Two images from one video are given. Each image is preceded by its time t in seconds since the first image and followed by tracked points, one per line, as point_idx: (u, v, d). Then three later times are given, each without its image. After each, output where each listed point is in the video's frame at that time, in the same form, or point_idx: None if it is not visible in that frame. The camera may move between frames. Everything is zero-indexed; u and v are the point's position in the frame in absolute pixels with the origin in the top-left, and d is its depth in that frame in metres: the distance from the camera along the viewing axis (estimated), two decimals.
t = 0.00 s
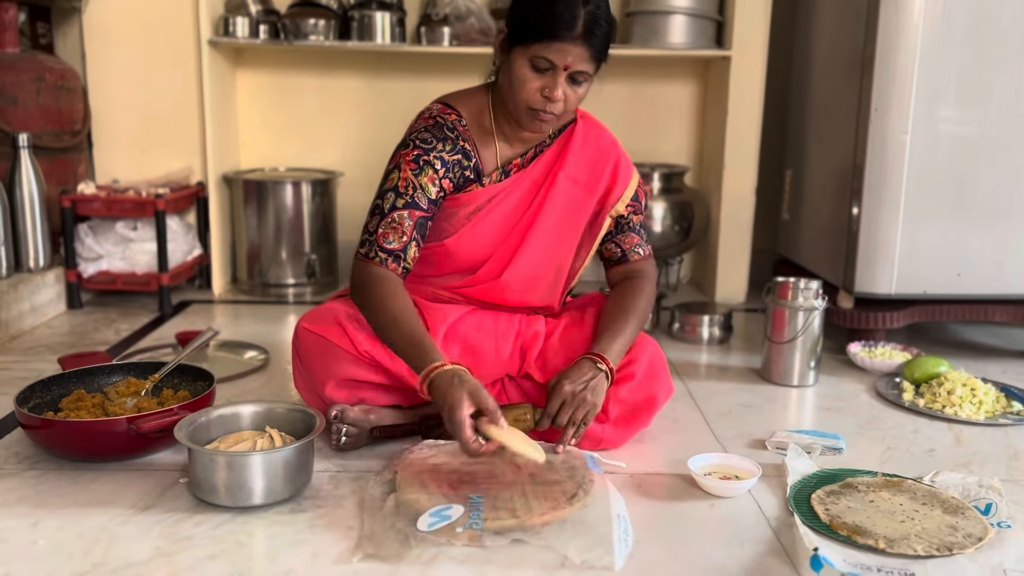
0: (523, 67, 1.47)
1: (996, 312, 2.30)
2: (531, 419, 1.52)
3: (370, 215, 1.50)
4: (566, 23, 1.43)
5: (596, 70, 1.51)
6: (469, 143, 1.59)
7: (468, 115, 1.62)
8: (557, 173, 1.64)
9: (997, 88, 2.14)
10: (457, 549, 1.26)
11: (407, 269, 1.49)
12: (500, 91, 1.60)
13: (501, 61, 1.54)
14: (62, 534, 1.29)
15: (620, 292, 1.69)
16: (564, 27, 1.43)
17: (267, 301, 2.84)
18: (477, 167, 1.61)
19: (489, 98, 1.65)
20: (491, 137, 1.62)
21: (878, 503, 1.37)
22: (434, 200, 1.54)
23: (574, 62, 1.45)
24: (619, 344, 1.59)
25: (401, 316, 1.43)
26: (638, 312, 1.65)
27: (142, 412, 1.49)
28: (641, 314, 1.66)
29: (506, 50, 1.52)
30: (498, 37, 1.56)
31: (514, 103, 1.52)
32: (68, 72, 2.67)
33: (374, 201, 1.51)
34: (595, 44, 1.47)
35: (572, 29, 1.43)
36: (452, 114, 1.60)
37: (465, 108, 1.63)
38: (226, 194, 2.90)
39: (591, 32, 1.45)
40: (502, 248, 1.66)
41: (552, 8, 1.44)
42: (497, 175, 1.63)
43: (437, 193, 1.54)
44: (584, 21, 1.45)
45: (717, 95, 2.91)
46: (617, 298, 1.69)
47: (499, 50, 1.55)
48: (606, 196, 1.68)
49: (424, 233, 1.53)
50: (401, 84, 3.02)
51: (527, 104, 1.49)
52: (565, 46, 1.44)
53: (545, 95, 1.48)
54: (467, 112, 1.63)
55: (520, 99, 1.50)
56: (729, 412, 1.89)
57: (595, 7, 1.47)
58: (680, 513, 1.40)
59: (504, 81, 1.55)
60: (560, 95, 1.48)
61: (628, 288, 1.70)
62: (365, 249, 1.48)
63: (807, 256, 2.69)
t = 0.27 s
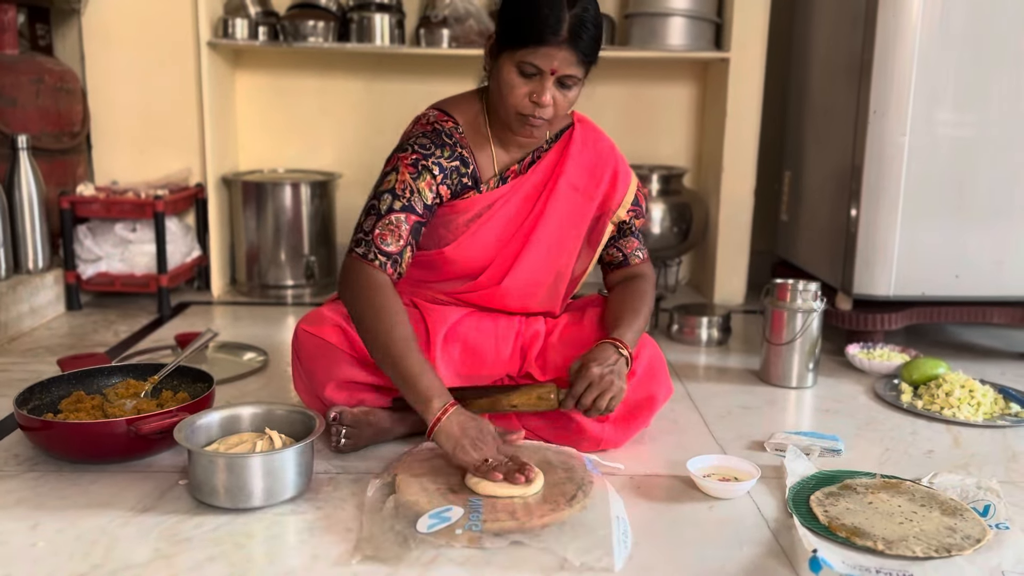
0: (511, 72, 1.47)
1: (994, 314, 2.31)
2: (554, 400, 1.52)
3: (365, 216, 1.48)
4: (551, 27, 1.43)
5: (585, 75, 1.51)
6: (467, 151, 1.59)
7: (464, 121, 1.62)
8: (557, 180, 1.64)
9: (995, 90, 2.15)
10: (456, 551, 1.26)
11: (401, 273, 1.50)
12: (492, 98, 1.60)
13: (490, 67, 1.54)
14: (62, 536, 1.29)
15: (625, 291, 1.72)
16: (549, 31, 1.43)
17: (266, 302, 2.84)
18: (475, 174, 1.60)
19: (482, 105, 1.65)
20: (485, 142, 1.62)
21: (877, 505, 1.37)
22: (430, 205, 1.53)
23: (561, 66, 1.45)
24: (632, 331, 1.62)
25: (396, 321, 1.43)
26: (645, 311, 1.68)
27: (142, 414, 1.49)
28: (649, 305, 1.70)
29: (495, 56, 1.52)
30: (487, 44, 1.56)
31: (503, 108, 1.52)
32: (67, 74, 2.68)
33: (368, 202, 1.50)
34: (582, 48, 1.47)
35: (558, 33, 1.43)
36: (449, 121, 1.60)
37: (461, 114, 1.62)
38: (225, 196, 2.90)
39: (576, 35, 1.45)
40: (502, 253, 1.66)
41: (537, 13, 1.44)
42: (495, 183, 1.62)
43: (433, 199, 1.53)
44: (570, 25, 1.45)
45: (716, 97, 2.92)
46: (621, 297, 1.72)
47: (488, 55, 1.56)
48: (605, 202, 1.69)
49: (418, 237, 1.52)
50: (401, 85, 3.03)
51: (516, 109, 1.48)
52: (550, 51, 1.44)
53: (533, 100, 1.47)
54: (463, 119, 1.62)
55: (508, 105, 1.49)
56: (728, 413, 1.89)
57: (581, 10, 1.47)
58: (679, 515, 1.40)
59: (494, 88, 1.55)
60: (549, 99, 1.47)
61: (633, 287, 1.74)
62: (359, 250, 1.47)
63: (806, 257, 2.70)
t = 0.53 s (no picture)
0: (487, 81, 1.47)
1: (994, 315, 2.31)
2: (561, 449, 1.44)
3: (337, 218, 1.53)
4: (523, 33, 1.42)
5: (566, 76, 1.50)
6: (447, 159, 1.60)
7: (448, 129, 1.64)
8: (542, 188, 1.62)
9: (994, 90, 2.15)
10: (456, 551, 1.26)
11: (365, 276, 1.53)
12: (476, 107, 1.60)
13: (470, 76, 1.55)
14: (60, 536, 1.29)
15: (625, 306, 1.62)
16: (520, 37, 1.42)
17: (266, 303, 2.84)
18: (457, 181, 1.62)
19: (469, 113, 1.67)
20: (469, 150, 1.63)
21: (876, 506, 1.37)
22: (402, 211, 1.56)
23: (535, 71, 1.44)
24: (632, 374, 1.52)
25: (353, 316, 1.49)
26: (646, 335, 1.58)
27: (141, 414, 1.49)
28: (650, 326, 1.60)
29: (472, 65, 1.52)
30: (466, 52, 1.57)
31: (485, 116, 1.52)
32: (66, 74, 2.67)
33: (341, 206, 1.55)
34: (558, 52, 1.45)
35: (529, 40, 1.42)
36: (433, 128, 1.62)
37: (447, 123, 1.64)
38: (224, 197, 2.90)
39: (550, 39, 1.43)
40: (492, 259, 1.65)
41: (508, 20, 1.43)
42: (478, 190, 1.62)
43: (406, 204, 1.56)
44: (542, 29, 1.43)
45: (715, 99, 2.92)
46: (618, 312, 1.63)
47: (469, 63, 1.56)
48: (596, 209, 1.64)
49: (386, 241, 1.55)
50: (400, 86, 3.03)
51: (495, 116, 1.48)
52: (523, 57, 1.43)
53: (511, 107, 1.47)
54: (449, 127, 1.64)
55: (489, 112, 1.50)
56: (727, 414, 1.89)
57: (555, 13, 1.45)
58: (679, 516, 1.40)
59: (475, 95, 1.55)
60: (527, 104, 1.46)
61: (634, 301, 1.63)
62: (325, 252, 1.52)
63: (805, 258, 2.70)
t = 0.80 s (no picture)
0: (485, 114, 1.46)
1: (994, 315, 2.30)
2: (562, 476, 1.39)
3: (337, 240, 1.49)
4: (522, 70, 1.40)
5: (565, 110, 1.48)
6: (446, 179, 1.56)
7: (448, 147, 1.59)
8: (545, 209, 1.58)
9: (994, 91, 2.15)
10: (455, 552, 1.26)
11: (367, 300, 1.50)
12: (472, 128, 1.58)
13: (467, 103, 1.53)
14: (59, 536, 1.29)
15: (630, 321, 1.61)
16: (519, 74, 1.40)
17: (265, 303, 2.84)
18: (455, 203, 1.58)
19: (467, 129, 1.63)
20: (469, 169, 1.59)
21: (876, 506, 1.37)
22: (403, 233, 1.52)
23: (533, 108, 1.42)
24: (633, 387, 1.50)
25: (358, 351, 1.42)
26: (649, 355, 1.56)
27: (140, 414, 1.49)
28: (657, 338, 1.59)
29: (469, 94, 1.50)
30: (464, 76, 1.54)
31: (483, 146, 1.51)
32: (66, 74, 2.67)
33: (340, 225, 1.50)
34: (557, 88, 1.43)
35: (528, 77, 1.40)
36: (432, 147, 1.57)
37: (446, 140, 1.59)
38: (224, 197, 2.90)
39: (549, 76, 1.41)
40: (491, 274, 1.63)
41: (506, 55, 1.41)
42: (476, 211, 1.58)
43: (407, 226, 1.52)
44: (541, 66, 1.41)
45: (715, 99, 2.92)
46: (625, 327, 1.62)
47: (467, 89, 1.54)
48: (599, 228, 1.62)
49: (388, 264, 1.52)
50: (400, 86, 3.02)
51: (493, 149, 1.47)
52: (521, 95, 1.41)
53: (509, 142, 1.45)
54: (447, 145, 1.59)
55: (487, 145, 1.49)
56: (727, 414, 1.89)
57: (555, 49, 1.43)
58: (678, 516, 1.40)
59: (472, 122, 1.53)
60: (525, 140, 1.45)
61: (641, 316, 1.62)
62: (324, 275, 1.48)
63: (805, 258, 2.70)
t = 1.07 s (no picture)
0: (491, 89, 1.46)
1: (994, 315, 2.30)
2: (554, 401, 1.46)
3: (352, 220, 1.47)
4: (529, 43, 1.41)
5: (571, 86, 1.48)
6: (456, 161, 1.58)
7: (454, 133, 1.61)
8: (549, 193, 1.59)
9: (994, 91, 2.15)
10: (455, 551, 1.26)
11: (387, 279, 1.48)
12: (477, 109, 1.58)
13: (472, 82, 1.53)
14: (58, 536, 1.29)
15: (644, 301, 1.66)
16: (527, 47, 1.41)
17: (265, 303, 2.83)
18: (463, 185, 1.59)
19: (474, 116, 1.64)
20: (475, 153, 1.61)
21: (877, 506, 1.37)
22: (418, 211, 1.52)
23: (541, 81, 1.42)
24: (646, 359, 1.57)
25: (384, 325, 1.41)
26: (663, 330, 1.62)
27: (140, 414, 1.49)
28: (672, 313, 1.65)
29: (476, 71, 1.50)
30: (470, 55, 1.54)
31: (489, 124, 1.51)
32: (66, 74, 2.67)
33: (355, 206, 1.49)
34: (564, 62, 1.43)
35: (536, 50, 1.41)
36: (438, 131, 1.59)
37: (451, 125, 1.62)
38: (224, 196, 2.90)
39: (556, 49, 1.42)
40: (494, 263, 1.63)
41: (514, 28, 1.42)
42: (481, 195, 1.60)
43: (420, 204, 1.52)
44: (549, 39, 1.42)
45: (715, 99, 2.91)
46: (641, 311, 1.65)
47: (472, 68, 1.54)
48: (602, 215, 1.64)
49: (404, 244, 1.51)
50: (399, 86, 3.02)
51: (499, 126, 1.47)
52: (528, 67, 1.41)
53: (516, 116, 1.45)
54: (453, 129, 1.61)
55: (493, 121, 1.48)
56: (727, 414, 1.89)
57: (561, 22, 1.43)
58: (679, 516, 1.39)
59: (478, 100, 1.53)
60: (532, 114, 1.45)
61: (656, 295, 1.67)
62: (343, 253, 1.45)
63: (805, 258, 2.70)
